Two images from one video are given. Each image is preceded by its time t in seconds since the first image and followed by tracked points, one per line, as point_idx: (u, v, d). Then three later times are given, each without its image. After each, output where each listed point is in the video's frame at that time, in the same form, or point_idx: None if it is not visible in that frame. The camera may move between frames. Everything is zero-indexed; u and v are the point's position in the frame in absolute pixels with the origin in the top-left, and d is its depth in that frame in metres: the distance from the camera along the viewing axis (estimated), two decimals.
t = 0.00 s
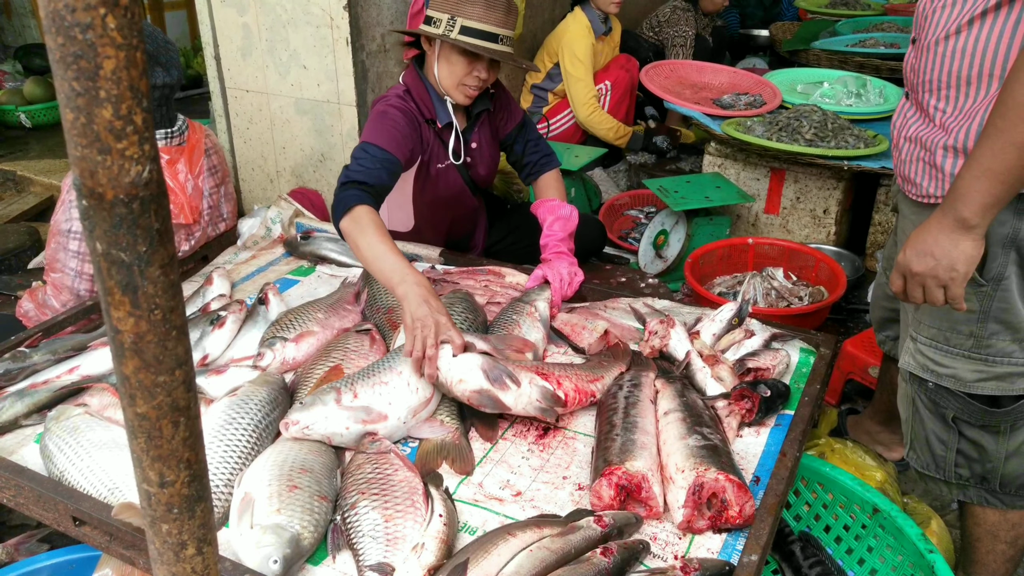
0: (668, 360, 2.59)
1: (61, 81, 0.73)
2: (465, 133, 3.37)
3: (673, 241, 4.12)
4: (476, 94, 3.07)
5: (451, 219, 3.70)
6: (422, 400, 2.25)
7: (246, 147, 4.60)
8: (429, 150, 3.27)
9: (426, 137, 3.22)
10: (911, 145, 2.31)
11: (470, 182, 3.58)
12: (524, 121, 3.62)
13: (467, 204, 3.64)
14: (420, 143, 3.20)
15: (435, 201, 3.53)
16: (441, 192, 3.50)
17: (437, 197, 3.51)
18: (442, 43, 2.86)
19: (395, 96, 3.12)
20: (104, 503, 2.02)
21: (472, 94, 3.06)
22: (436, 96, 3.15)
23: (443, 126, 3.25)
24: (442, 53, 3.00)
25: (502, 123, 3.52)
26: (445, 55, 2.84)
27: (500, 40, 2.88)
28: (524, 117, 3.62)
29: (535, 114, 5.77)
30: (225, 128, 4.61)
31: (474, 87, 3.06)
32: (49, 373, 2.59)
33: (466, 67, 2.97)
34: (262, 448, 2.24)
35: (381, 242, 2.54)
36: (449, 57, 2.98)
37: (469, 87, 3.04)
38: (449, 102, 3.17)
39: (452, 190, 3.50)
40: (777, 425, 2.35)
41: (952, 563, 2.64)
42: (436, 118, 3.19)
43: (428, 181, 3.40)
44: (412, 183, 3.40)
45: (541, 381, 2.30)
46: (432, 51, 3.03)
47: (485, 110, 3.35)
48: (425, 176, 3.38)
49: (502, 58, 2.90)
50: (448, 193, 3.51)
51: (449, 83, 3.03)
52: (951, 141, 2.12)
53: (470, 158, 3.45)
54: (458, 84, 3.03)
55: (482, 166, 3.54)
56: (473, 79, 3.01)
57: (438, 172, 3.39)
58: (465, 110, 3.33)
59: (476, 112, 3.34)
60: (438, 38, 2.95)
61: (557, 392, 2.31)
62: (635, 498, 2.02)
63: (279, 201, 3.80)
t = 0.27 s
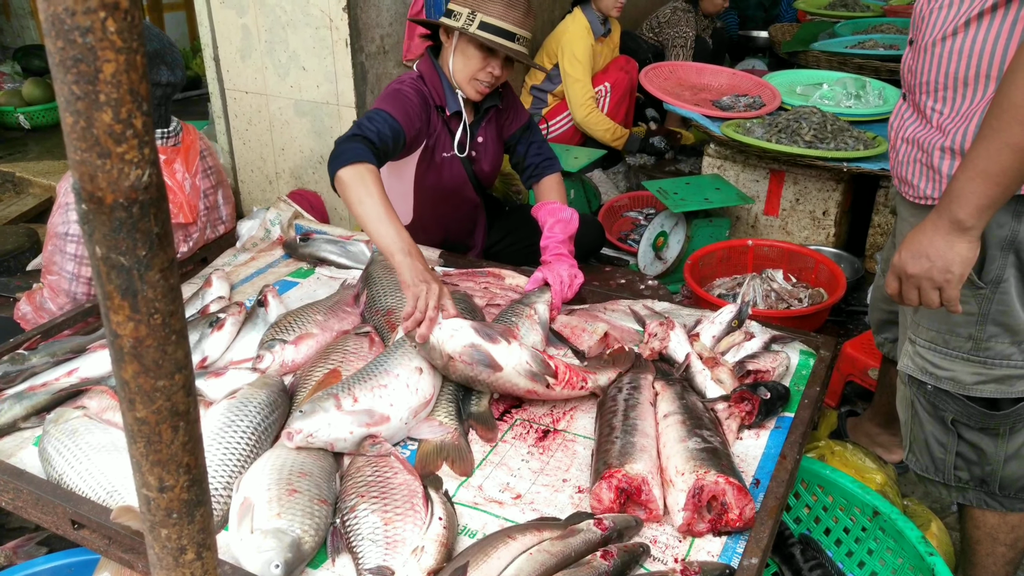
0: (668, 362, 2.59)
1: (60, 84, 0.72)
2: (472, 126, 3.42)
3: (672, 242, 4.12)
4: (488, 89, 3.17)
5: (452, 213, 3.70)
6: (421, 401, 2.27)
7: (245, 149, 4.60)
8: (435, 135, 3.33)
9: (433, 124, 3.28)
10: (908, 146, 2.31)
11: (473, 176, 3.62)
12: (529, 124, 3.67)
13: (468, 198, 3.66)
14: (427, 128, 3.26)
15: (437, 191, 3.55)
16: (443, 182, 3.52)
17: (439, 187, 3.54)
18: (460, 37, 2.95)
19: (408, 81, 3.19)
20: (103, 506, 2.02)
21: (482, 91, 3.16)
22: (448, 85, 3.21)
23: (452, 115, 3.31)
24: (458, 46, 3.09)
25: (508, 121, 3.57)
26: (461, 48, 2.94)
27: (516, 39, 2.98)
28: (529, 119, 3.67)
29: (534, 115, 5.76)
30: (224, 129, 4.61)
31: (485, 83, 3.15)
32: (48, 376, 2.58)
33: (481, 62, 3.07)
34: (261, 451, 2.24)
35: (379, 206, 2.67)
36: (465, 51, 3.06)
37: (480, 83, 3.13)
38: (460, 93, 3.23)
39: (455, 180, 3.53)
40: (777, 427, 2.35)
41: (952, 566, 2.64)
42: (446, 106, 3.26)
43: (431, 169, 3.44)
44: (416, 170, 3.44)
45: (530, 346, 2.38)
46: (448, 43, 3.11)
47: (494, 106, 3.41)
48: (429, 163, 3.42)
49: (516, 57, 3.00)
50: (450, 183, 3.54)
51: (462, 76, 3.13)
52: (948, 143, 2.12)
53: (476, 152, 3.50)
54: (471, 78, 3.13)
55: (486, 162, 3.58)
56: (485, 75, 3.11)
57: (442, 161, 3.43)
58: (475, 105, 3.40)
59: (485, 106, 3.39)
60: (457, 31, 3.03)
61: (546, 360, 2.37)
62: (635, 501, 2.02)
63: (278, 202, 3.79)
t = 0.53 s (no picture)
0: (662, 370, 2.59)
1: (49, 98, 0.72)
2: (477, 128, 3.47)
3: (665, 249, 4.12)
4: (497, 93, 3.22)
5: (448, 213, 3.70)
6: (414, 413, 2.27)
7: (237, 157, 4.59)
8: (438, 130, 3.39)
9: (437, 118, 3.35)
10: (897, 153, 2.32)
11: (473, 180, 3.64)
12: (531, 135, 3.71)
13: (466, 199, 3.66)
14: (430, 120, 3.33)
15: (435, 188, 3.57)
16: (442, 179, 3.54)
17: (438, 184, 3.56)
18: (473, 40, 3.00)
19: (418, 75, 3.30)
20: (93, 519, 2.00)
21: (491, 95, 3.23)
22: (457, 84, 3.29)
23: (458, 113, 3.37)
24: (471, 49, 3.15)
25: (513, 130, 3.63)
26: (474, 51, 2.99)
27: (528, 45, 3.02)
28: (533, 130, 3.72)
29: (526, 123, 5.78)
30: (216, 138, 4.61)
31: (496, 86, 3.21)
32: (38, 387, 2.56)
33: (493, 65, 3.12)
34: (253, 462, 2.22)
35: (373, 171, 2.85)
36: (476, 54, 3.12)
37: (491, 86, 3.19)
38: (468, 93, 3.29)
39: (454, 178, 3.55)
40: (771, 435, 2.35)
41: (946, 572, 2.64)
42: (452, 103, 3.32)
43: (433, 165, 3.47)
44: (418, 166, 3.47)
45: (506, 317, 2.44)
46: (461, 46, 3.17)
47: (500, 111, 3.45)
48: (430, 159, 3.46)
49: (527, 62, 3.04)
50: (449, 181, 3.56)
51: (473, 78, 3.19)
52: (937, 150, 2.13)
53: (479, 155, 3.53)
54: (482, 81, 3.19)
55: (489, 166, 3.61)
56: (496, 79, 3.16)
57: (442, 157, 3.47)
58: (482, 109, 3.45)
59: (492, 111, 3.44)
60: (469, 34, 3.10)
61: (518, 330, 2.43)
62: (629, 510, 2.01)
63: (271, 211, 3.77)
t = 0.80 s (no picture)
0: (658, 370, 2.58)
1: (35, 105, 0.71)
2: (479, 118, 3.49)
3: (660, 249, 4.12)
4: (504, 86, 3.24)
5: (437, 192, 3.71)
6: (410, 417, 2.26)
7: (230, 159, 4.57)
8: (437, 111, 3.42)
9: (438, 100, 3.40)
10: (892, 154, 2.32)
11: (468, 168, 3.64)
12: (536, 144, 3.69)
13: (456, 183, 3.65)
14: (430, 99, 3.39)
15: (424, 164, 3.57)
16: (434, 159, 3.55)
17: (429, 162, 3.57)
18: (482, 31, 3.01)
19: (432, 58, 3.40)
20: (87, 526, 1.99)
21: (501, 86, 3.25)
22: (465, 72, 3.33)
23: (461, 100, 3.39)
24: (482, 42, 3.18)
25: (518, 130, 3.63)
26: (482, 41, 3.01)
27: (535, 39, 3.00)
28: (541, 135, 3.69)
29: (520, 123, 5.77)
30: (209, 140, 4.58)
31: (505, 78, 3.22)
32: (30, 393, 2.54)
33: (501, 57, 3.13)
34: (248, 466, 2.21)
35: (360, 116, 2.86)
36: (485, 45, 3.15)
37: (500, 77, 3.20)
38: (474, 83, 3.32)
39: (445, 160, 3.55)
40: (767, 435, 2.35)
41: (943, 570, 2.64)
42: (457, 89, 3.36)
43: (425, 143, 3.48)
44: (410, 140, 3.50)
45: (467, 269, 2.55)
46: (474, 38, 3.21)
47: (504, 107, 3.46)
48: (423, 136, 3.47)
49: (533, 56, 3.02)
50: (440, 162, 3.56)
51: (483, 69, 3.22)
52: (931, 151, 2.13)
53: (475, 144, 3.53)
54: (491, 72, 3.21)
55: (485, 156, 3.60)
56: (504, 71, 3.16)
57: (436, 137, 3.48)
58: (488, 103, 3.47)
59: (497, 105, 3.45)
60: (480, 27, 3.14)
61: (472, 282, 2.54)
62: (626, 512, 2.00)
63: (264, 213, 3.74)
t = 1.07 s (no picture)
0: (657, 367, 2.57)
1: (25, 104, 0.69)
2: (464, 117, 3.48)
3: (658, 244, 4.11)
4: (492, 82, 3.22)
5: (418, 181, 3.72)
6: (410, 417, 2.25)
7: (226, 155, 4.54)
8: (421, 105, 3.42)
9: (423, 95, 3.40)
10: (890, 150, 2.30)
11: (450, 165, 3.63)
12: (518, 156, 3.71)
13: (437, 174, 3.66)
14: (415, 95, 3.39)
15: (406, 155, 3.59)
16: (415, 151, 3.56)
17: (411, 154, 3.58)
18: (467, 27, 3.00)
19: (424, 52, 3.39)
20: (83, 527, 1.97)
21: (490, 80, 3.21)
22: (454, 72, 3.33)
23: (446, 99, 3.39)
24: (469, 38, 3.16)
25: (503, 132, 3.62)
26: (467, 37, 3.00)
27: (521, 33, 2.99)
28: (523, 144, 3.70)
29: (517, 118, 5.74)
30: (204, 135, 4.55)
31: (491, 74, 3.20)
32: (25, 393, 2.52)
33: (488, 52, 3.10)
34: (245, 466, 2.19)
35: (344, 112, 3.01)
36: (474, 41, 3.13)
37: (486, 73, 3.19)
38: (461, 83, 3.32)
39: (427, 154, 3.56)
40: (768, 432, 2.34)
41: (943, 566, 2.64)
42: (444, 87, 3.36)
43: (407, 135, 3.50)
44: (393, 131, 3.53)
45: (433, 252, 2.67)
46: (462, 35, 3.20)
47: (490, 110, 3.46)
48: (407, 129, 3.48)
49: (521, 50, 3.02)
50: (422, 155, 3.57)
51: (470, 65, 3.21)
52: (929, 148, 2.12)
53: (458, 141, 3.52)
54: (478, 68, 3.19)
55: (467, 154, 3.58)
56: (492, 65, 3.14)
57: (419, 132, 3.48)
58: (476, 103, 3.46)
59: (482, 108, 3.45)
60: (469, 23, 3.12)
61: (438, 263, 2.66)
62: (626, 511, 1.99)
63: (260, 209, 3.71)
